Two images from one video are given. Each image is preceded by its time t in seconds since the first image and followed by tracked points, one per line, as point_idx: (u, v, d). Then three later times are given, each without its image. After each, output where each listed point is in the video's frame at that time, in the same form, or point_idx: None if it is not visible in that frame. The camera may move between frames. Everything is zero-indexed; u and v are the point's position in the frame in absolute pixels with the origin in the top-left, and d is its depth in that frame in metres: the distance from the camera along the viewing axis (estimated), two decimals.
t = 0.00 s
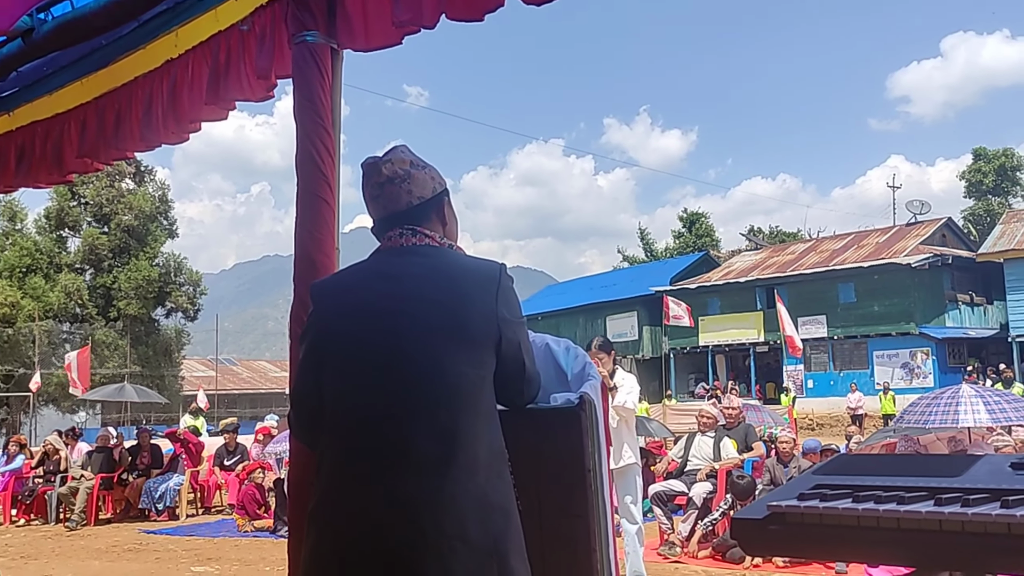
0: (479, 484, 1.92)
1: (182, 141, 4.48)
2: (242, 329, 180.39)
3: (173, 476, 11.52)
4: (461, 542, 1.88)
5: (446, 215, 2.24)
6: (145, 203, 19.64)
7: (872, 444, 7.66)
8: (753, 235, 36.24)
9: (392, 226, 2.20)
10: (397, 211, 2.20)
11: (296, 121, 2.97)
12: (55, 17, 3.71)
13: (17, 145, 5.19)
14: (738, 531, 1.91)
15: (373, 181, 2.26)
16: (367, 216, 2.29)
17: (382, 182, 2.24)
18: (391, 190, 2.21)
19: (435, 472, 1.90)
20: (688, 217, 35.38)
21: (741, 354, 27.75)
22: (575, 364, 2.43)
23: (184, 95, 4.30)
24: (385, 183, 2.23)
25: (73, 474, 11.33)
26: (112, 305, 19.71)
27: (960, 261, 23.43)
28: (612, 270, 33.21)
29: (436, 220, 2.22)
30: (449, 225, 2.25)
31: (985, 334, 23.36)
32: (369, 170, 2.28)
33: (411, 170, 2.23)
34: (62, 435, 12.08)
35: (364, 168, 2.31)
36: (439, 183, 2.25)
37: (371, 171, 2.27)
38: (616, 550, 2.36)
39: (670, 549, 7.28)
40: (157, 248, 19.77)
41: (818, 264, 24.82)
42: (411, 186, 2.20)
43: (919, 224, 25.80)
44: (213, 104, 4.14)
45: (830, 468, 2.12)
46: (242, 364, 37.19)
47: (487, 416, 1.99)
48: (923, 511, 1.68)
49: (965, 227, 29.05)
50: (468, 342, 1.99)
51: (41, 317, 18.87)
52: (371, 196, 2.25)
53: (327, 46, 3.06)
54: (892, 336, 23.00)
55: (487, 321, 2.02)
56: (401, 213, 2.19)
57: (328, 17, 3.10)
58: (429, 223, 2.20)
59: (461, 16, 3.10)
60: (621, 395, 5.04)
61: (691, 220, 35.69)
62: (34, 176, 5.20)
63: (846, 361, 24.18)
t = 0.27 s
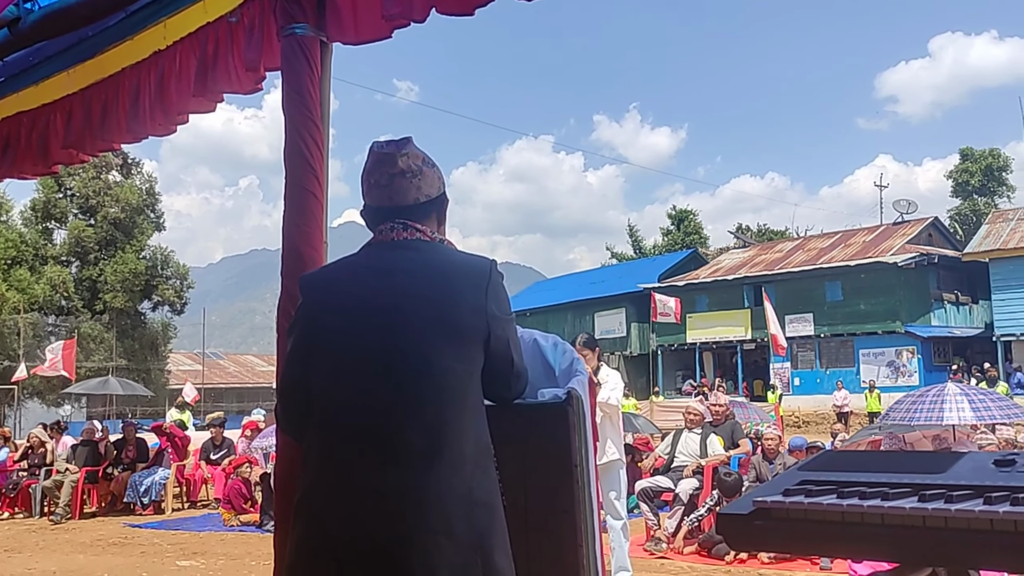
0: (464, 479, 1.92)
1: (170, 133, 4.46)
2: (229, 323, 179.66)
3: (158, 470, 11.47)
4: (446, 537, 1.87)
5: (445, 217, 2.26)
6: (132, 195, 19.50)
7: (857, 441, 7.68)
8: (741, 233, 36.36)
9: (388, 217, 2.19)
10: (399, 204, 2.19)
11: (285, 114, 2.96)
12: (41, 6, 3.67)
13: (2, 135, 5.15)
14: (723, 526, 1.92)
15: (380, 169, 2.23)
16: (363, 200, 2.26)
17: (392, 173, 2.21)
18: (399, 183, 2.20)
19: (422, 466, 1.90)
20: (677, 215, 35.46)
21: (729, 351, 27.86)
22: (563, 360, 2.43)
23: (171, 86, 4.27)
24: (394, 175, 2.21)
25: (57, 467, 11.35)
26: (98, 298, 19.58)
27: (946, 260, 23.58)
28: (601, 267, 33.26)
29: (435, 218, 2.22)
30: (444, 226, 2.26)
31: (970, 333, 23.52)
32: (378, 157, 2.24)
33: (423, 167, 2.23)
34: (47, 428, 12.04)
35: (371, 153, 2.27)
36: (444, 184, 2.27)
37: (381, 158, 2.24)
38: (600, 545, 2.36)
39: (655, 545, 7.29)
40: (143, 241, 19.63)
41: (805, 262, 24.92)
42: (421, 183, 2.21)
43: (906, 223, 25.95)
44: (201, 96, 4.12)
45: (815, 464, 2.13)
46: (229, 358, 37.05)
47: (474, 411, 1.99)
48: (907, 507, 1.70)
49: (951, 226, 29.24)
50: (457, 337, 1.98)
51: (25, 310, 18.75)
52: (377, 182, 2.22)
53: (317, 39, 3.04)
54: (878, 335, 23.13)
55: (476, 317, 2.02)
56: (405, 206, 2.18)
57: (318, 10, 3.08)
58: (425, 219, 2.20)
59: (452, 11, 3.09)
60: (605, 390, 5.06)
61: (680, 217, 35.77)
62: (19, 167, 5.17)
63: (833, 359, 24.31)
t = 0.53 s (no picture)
0: (448, 474, 1.92)
1: (156, 122, 4.42)
2: (215, 316, 178.77)
3: (140, 463, 11.43)
4: (430, 532, 1.87)
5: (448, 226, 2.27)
6: (117, 186, 19.33)
7: (841, 438, 7.73)
8: (728, 230, 36.48)
9: (387, 208, 2.18)
10: (409, 202, 2.18)
11: (272, 105, 2.94)
12: None
13: None
14: (707, 520, 1.93)
15: (399, 160, 2.20)
16: (371, 185, 2.23)
17: (411, 171, 2.19)
18: (415, 183, 2.19)
19: (406, 460, 1.89)
20: (664, 212, 35.52)
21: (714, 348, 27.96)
22: (549, 354, 2.43)
23: (157, 76, 4.23)
24: (414, 172, 2.19)
25: (39, 460, 11.24)
26: (82, 290, 19.39)
27: (930, 259, 23.74)
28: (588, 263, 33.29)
29: (439, 220, 2.22)
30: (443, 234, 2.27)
31: (953, 332, 23.71)
32: (400, 151, 2.21)
33: (441, 171, 2.23)
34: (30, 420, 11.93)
35: (390, 141, 2.24)
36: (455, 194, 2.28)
37: (402, 153, 2.20)
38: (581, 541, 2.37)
39: (640, 540, 7.33)
40: (128, 233, 19.47)
41: (792, 260, 25.03)
42: (436, 187, 2.21)
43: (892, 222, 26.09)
44: (187, 86, 4.09)
45: (800, 459, 2.14)
46: (214, 351, 36.88)
47: (460, 406, 1.99)
48: (889, 501, 1.71)
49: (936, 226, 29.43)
50: (445, 332, 1.98)
51: (8, 301, 18.60)
52: (393, 174, 2.19)
53: (305, 30, 3.01)
54: (862, 333, 23.28)
55: (465, 312, 2.02)
56: (414, 206, 2.18)
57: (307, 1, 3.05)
58: (429, 222, 2.20)
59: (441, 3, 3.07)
60: (590, 385, 5.05)
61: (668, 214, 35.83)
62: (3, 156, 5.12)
63: (818, 357, 24.46)
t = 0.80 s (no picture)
0: (434, 468, 1.92)
1: (141, 114, 4.38)
2: (202, 310, 178.04)
3: (127, 458, 11.34)
4: (415, 526, 1.87)
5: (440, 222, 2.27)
6: (103, 179, 19.20)
7: (826, 433, 7.77)
8: (716, 226, 36.58)
9: (376, 203, 2.17)
10: (404, 200, 2.17)
11: (257, 98, 2.92)
12: None
13: None
14: (688, 515, 1.94)
15: (396, 158, 2.17)
16: (364, 181, 2.21)
17: (409, 172, 2.17)
18: (413, 183, 2.17)
19: (394, 455, 1.89)
20: (653, 207, 35.58)
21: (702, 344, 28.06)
22: (535, 349, 2.44)
23: (142, 67, 4.19)
24: (413, 174, 2.17)
25: (23, 454, 11.16)
26: (67, 284, 19.23)
27: (917, 256, 23.87)
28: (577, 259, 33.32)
29: (433, 220, 2.23)
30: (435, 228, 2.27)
31: (939, 328, 23.87)
32: (400, 151, 2.17)
33: (438, 171, 2.22)
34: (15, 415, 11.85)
35: (386, 138, 2.21)
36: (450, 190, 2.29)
37: (402, 153, 2.17)
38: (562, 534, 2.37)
39: (626, 535, 7.36)
40: (114, 226, 19.35)
41: (779, 256, 25.12)
42: (432, 186, 2.20)
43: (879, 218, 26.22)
44: (171, 77, 4.06)
45: (782, 454, 2.15)
46: (202, 345, 36.74)
47: (447, 401, 1.99)
48: (867, 497, 1.72)
49: (922, 222, 29.61)
50: (434, 327, 1.98)
51: None
52: (390, 174, 2.16)
53: (290, 22, 2.99)
54: (849, 329, 23.41)
55: (454, 308, 2.02)
56: (410, 204, 2.17)
57: None
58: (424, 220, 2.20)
59: None
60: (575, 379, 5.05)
61: (656, 209, 35.90)
62: None
63: (804, 353, 24.59)
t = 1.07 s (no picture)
0: (424, 467, 1.92)
1: (130, 111, 4.35)
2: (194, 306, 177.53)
3: (117, 454, 11.30)
4: (404, 524, 1.87)
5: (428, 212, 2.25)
6: (94, 175, 19.11)
7: (817, 431, 7.80)
8: (709, 224, 36.64)
9: (362, 200, 2.16)
10: (387, 193, 2.16)
11: (246, 94, 2.91)
12: None
13: None
14: (674, 514, 1.94)
15: (375, 150, 2.17)
16: (348, 177, 2.20)
17: (389, 162, 2.17)
18: (394, 174, 2.17)
19: (384, 453, 1.89)
20: (645, 205, 35.61)
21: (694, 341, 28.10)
22: (524, 347, 2.43)
23: (131, 64, 4.16)
24: (394, 164, 2.17)
25: (14, 451, 11.09)
26: (58, 280, 19.12)
27: (908, 254, 23.95)
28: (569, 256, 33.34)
29: (418, 210, 2.21)
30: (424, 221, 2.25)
31: (930, 326, 23.97)
32: (377, 142, 2.18)
33: (418, 159, 2.22)
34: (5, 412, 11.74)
35: (366, 133, 2.22)
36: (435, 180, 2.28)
37: (380, 144, 2.17)
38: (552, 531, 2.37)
39: (617, 532, 7.38)
40: (105, 222, 19.27)
41: (771, 254, 25.17)
42: (414, 176, 2.20)
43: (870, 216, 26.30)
44: (161, 74, 4.03)
45: (769, 453, 2.16)
46: (193, 342, 36.62)
47: (437, 400, 1.99)
48: (852, 495, 1.73)
49: (914, 220, 29.72)
50: (424, 325, 1.98)
51: None
52: (370, 166, 2.16)
53: (279, 18, 2.98)
54: (840, 327, 23.49)
55: (442, 307, 2.02)
56: (394, 197, 2.16)
57: None
58: (409, 211, 2.18)
59: None
60: (565, 379, 5.06)
61: (649, 207, 35.93)
62: None
63: (796, 350, 24.66)
